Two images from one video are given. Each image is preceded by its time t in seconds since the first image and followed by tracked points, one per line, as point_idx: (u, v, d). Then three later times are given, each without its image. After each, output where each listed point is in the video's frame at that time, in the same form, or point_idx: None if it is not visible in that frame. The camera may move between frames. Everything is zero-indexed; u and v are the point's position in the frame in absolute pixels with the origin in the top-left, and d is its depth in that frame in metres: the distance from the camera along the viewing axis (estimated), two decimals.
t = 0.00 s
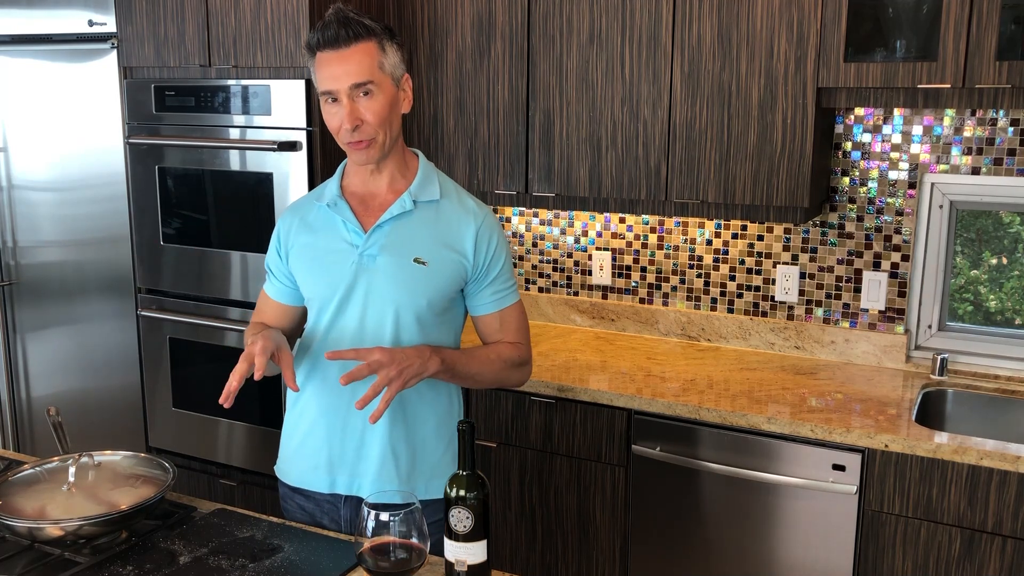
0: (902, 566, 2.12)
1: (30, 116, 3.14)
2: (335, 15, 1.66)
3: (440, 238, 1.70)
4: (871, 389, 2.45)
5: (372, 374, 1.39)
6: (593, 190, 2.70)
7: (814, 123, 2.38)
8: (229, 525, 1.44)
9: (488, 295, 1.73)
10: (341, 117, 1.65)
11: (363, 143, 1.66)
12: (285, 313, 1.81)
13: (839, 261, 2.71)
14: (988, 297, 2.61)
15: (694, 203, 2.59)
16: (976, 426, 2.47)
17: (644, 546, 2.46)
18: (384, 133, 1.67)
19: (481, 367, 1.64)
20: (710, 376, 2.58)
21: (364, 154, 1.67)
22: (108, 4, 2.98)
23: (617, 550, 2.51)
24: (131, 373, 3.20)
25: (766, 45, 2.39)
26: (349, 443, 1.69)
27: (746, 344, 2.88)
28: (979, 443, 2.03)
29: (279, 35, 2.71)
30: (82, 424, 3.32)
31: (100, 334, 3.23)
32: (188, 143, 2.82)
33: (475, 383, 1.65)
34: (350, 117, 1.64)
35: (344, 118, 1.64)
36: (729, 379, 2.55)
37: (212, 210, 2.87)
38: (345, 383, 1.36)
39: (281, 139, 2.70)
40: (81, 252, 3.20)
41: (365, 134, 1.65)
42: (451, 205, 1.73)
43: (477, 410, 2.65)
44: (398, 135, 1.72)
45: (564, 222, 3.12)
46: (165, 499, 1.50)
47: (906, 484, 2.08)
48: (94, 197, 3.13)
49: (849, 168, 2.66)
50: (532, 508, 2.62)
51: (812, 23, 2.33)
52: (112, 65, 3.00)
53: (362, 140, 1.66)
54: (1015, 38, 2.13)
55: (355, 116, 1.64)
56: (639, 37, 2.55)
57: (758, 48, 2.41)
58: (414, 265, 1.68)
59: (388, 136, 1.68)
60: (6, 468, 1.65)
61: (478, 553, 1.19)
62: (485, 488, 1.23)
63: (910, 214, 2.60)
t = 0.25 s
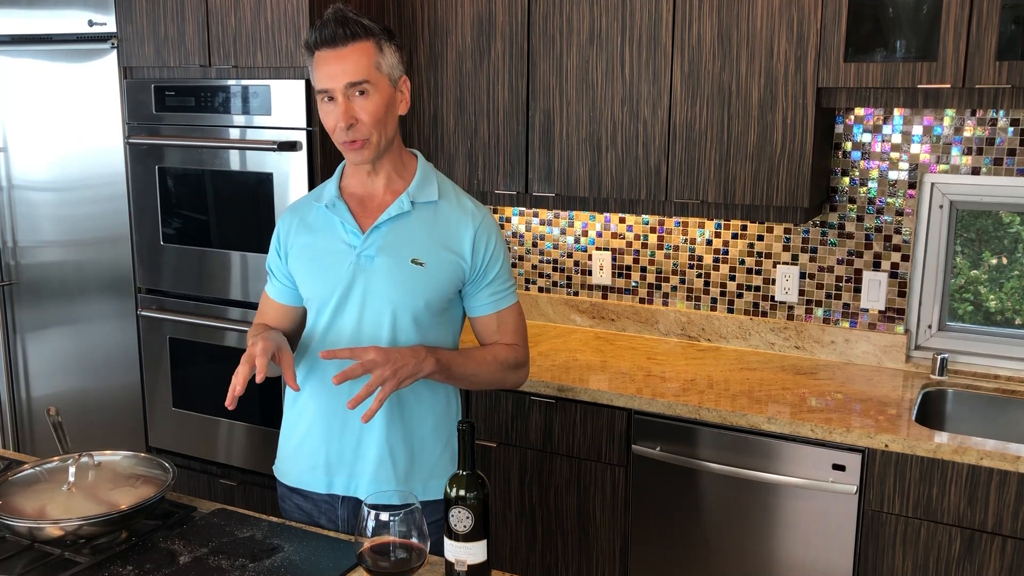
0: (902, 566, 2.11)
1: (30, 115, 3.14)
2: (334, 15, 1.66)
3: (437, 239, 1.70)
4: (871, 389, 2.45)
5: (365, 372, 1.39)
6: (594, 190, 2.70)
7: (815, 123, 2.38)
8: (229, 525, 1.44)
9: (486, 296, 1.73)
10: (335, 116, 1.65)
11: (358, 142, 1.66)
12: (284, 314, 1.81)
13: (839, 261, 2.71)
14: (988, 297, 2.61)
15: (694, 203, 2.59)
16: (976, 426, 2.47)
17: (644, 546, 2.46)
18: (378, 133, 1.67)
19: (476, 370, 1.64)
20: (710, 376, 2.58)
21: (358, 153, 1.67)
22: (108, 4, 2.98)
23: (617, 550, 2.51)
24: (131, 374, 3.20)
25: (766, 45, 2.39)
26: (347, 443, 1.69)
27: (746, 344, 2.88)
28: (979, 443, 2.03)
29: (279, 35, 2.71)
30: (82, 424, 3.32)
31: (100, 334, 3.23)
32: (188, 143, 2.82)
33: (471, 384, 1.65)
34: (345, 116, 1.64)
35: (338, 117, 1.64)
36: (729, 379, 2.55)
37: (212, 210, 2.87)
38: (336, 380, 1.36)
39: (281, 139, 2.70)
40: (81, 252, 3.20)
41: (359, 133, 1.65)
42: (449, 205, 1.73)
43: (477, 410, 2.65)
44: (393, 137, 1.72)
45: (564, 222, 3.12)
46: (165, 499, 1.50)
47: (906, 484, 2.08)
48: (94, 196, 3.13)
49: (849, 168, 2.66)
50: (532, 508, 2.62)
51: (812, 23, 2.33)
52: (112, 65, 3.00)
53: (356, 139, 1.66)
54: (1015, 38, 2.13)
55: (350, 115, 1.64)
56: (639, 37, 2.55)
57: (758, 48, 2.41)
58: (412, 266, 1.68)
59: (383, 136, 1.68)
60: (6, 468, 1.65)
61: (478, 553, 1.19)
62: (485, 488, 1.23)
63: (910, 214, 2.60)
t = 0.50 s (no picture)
0: (902, 566, 2.12)
1: (30, 115, 3.14)
2: (330, 17, 1.66)
3: (437, 240, 1.70)
4: (871, 389, 2.45)
5: (362, 372, 1.39)
6: (593, 190, 2.70)
7: (814, 123, 2.38)
8: (230, 525, 1.44)
9: (486, 296, 1.73)
10: (335, 119, 1.65)
11: (358, 145, 1.66)
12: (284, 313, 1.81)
13: (839, 261, 2.71)
14: (988, 297, 2.61)
15: (694, 203, 2.59)
16: (976, 426, 2.47)
17: (644, 546, 2.46)
18: (378, 134, 1.67)
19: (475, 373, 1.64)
20: (710, 376, 2.58)
21: (360, 156, 1.67)
22: (108, 4, 2.98)
23: (617, 550, 2.51)
24: (131, 374, 3.20)
25: (766, 45, 2.39)
26: (346, 444, 1.69)
27: (746, 344, 2.88)
28: (979, 443, 2.03)
29: (279, 35, 2.71)
30: (82, 424, 3.32)
31: (100, 334, 3.23)
32: (188, 143, 2.82)
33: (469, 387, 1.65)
34: (344, 119, 1.64)
35: (338, 120, 1.64)
36: (729, 379, 2.55)
37: (212, 210, 2.87)
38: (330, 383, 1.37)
39: (281, 139, 2.70)
40: (81, 252, 3.20)
41: (360, 135, 1.65)
42: (449, 206, 1.73)
43: (477, 410, 2.65)
44: (394, 137, 1.72)
45: (564, 222, 3.12)
46: (165, 499, 1.50)
47: (906, 484, 2.08)
48: (94, 196, 3.13)
49: (849, 168, 2.66)
50: (532, 508, 2.62)
51: (812, 23, 2.33)
52: (112, 65, 3.00)
53: (357, 142, 1.66)
54: (1015, 38, 2.13)
55: (350, 117, 1.64)
56: (639, 37, 2.55)
57: (758, 48, 2.41)
58: (411, 267, 1.67)
59: (383, 137, 1.68)
60: (6, 468, 1.65)
61: (478, 553, 1.19)
62: (485, 488, 1.23)
63: (910, 214, 2.60)
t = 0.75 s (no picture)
0: (902, 566, 2.11)
1: (30, 115, 3.14)
2: (338, 12, 1.67)
3: (435, 239, 1.70)
4: (871, 390, 2.45)
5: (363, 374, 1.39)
6: (594, 190, 2.70)
7: (815, 123, 2.38)
8: (230, 525, 1.44)
9: (484, 296, 1.73)
10: (333, 114, 1.65)
11: (354, 141, 1.66)
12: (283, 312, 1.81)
13: (839, 261, 2.71)
14: (988, 297, 2.61)
15: (694, 203, 2.59)
16: (976, 426, 2.47)
17: (644, 546, 2.46)
18: (375, 133, 1.67)
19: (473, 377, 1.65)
20: (710, 376, 2.58)
21: (354, 152, 1.67)
22: (108, 4, 2.98)
23: (617, 550, 2.51)
24: (131, 374, 3.20)
25: (766, 45, 2.39)
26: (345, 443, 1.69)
27: (746, 344, 2.88)
28: (979, 443, 2.03)
29: (279, 34, 2.71)
30: (82, 424, 3.32)
31: (100, 334, 3.23)
32: (188, 143, 2.82)
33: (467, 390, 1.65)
34: (342, 113, 1.64)
35: (335, 114, 1.64)
36: (729, 379, 2.55)
37: (212, 210, 2.87)
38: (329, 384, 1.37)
39: (281, 139, 2.70)
40: (81, 252, 3.20)
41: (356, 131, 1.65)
42: (448, 204, 1.73)
43: (477, 410, 2.65)
44: (391, 138, 1.71)
45: (564, 222, 3.12)
46: (165, 498, 1.50)
47: (906, 484, 2.08)
48: (94, 196, 3.13)
49: (849, 168, 2.66)
50: (532, 508, 2.62)
51: (812, 23, 2.33)
52: (112, 64, 3.00)
53: (353, 138, 1.65)
54: (1015, 38, 2.13)
55: (347, 112, 1.64)
56: (639, 37, 2.55)
57: (758, 48, 2.41)
58: (409, 266, 1.67)
59: (380, 137, 1.68)
60: (6, 468, 1.65)
61: (478, 553, 1.19)
62: (485, 488, 1.23)
63: (910, 214, 2.60)
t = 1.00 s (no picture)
0: (902, 566, 2.12)
1: (30, 115, 3.14)
2: (349, 5, 1.68)
3: (432, 240, 1.70)
4: (871, 390, 2.45)
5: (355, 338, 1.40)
6: (594, 190, 2.70)
7: (815, 123, 2.38)
8: (229, 525, 1.44)
9: (481, 297, 1.73)
10: (338, 104, 1.65)
11: (357, 132, 1.66)
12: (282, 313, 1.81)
13: (839, 261, 2.71)
14: (988, 297, 2.61)
15: (693, 203, 2.59)
16: (976, 426, 2.47)
17: (644, 546, 2.46)
18: (378, 126, 1.67)
19: (463, 373, 1.65)
20: (710, 376, 2.58)
21: (355, 143, 1.66)
22: (108, 4, 2.98)
23: (617, 549, 2.51)
24: (131, 374, 3.20)
25: (766, 45, 2.39)
26: (346, 445, 1.69)
27: (746, 344, 2.88)
28: (979, 443, 2.03)
29: (279, 34, 2.71)
30: (82, 424, 3.32)
31: (100, 334, 3.23)
32: (188, 143, 2.82)
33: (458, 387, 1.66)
34: (347, 103, 1.64)
35: (340, 103, 1.65)
36: (729, 379, 2.55)
37: (212, 210, 2.87)
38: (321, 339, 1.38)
39: (281, 139, 2.70)
40: (81, 252, 3.20)
41: (359, 122, 1.65)
42: (445, 206, 1.73)
43: (477, 410, 2.65)
44: (394, 133, 1.71)
45: (564, 222, 3.12)
46: (165, 499, 1.50)
47: (906, 484, 2.08)
48: (94, 196, 3.13)
49: (849, 168, 2.66)
50: (532, 508, 2.62)
51: (812, 23, 2.33)
52: (112, 64, 3.00)
53: (355, 128, 1.66)
54: (1015, 38, 2.12)
55: (352, 102, 1.65)
56: (639, 37, 2.55)
57: (758, 48, 2.41)
58: (407, 268, 1.67)
59: (383, 129, 1.68)
60: (6, 468, 1.65)
61: (478, 553, 1.19)
62: (485, 488, 1.23)
63: (910, 214, 2.60)
